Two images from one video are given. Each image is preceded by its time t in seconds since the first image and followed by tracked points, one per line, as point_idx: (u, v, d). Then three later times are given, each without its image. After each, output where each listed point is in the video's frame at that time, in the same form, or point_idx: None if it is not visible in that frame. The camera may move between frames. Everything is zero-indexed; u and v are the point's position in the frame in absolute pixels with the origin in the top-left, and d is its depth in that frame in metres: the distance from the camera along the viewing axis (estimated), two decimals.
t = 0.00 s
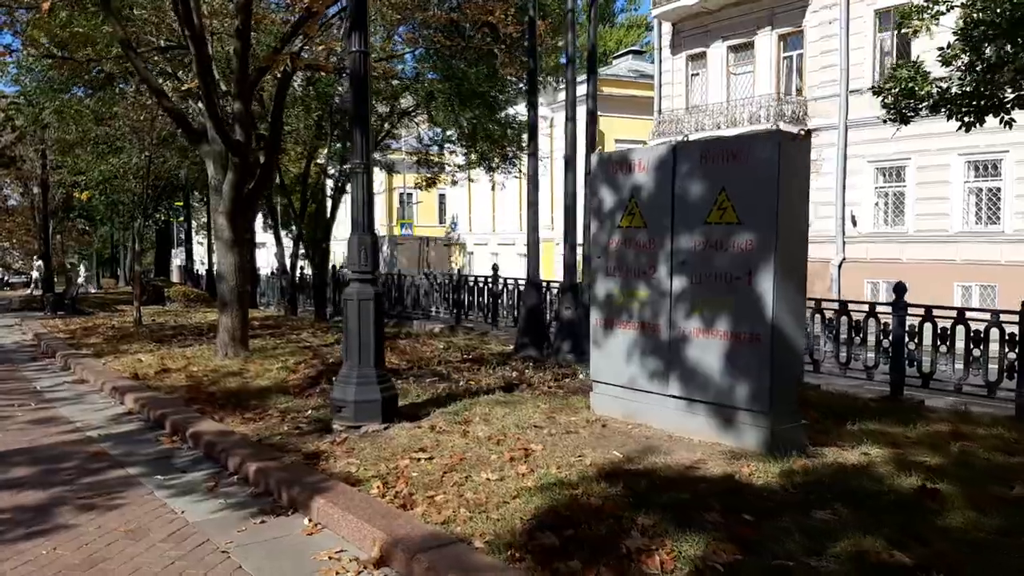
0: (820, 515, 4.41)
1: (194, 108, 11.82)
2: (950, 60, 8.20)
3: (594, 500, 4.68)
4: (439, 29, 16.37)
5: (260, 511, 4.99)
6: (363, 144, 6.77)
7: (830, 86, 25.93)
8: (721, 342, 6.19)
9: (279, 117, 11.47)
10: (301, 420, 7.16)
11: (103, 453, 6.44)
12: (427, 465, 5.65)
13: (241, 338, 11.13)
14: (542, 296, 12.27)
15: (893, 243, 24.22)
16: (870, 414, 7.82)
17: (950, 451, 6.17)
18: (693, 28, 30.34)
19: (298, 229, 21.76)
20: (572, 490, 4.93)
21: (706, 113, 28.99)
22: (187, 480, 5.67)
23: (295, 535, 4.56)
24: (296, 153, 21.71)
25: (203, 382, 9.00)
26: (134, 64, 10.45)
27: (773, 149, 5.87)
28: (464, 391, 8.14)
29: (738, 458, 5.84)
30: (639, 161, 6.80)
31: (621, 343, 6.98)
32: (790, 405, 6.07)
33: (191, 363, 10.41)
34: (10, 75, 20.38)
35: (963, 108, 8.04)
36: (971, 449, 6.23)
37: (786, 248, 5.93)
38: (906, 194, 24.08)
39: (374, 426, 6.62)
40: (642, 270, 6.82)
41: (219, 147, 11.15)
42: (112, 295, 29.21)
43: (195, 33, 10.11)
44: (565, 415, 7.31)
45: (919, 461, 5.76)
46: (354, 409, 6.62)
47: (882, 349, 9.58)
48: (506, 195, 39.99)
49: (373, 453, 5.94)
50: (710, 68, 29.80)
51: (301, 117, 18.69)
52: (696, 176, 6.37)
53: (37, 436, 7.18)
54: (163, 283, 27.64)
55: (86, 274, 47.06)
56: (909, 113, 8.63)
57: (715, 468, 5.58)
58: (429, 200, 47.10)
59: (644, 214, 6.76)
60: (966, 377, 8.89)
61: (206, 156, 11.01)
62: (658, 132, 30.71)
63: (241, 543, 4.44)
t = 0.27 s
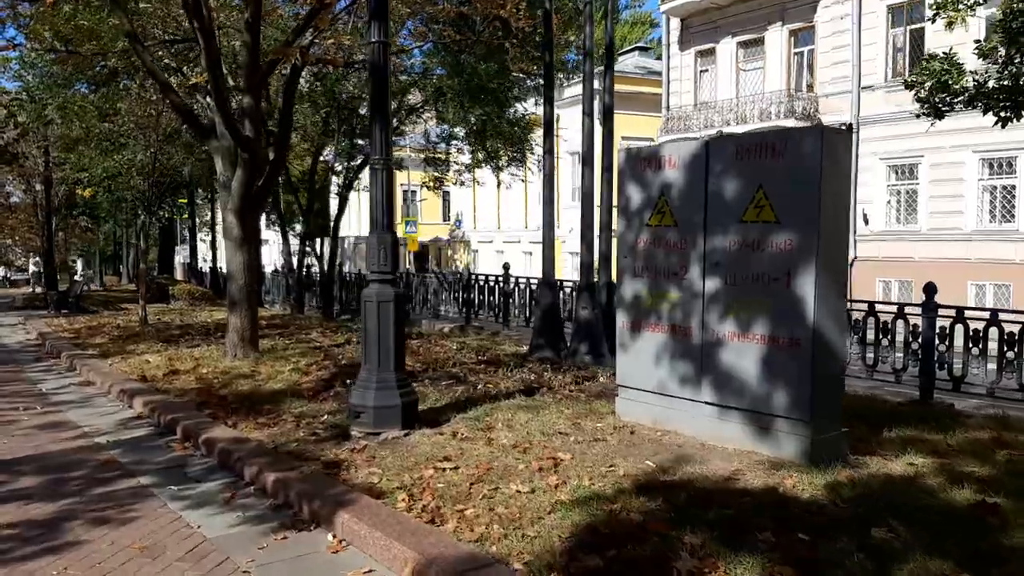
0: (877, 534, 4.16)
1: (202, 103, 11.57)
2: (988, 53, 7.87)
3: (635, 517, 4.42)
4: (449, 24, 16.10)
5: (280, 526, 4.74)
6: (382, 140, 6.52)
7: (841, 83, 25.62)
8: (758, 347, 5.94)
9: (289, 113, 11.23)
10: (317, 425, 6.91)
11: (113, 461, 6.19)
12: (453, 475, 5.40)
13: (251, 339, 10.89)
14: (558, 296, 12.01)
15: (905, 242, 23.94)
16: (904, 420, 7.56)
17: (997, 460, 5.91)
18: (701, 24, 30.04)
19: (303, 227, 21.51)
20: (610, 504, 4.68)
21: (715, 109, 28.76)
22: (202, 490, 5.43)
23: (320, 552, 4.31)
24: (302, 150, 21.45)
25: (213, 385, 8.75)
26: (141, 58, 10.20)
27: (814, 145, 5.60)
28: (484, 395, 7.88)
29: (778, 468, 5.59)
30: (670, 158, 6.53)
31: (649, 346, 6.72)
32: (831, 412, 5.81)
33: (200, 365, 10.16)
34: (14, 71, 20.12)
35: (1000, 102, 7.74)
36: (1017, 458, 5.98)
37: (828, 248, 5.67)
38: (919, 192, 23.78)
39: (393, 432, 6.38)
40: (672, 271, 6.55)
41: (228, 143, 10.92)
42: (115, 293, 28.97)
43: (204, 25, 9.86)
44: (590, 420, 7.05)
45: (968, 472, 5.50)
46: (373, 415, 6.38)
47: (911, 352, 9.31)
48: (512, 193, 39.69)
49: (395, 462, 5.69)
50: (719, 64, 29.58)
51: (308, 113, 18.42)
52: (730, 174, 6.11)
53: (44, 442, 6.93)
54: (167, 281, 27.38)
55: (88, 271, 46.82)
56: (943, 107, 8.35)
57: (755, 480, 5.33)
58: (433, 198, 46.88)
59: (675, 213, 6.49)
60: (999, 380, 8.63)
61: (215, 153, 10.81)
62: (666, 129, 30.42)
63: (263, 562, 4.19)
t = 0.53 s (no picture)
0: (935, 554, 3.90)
1: (207, 100, 11.32)
2: (1020, 49, 7.63)
3: (674, 534, 4.18)
4: (456, 22, 15.86)
5: (296, 543, 4.48)
6: (398, 136, 6.24)
7: (849, 83, 25.39)
8: (793, 353, 5.69)
9: (296, 111, 10.99)
10: (329, 433, 6.64)
11: (117, 471, 5.93)
12: (475, 487, 5.14)
13: (257, 342, 10.64)
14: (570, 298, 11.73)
15: (914, 243, 23.69)
16: (936, 427, 7.29)
17: None
18: (707, 24, 29.82)
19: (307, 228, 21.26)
20: (646, 520, 4.42)
21: (720, 110, 28.51)
22: (212, 504, 5.17)
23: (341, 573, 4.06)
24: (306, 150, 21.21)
25: (220, 390, 8.48)
26: (145, 53, 9.96)
27: (854, 142, 5.36)
28: (500, 401, 7.62)
29: (816, 480, 5.33)
30: (697, 155, 6.27)
31: (675, 351, 6.46)
32: (869, 421, 5.56)
33: (205, 369, 9.90)
34: (16, 71, 19.89)
35: None
36: None
37: (868, 250, 5.42)
38: (928, 193, 23.53)
39: (410, 441, 6.11)
40: (700, 272, 6.30)
41: (234, 141, 10.67)
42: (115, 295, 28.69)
43: (210, 20, 9.61)
44: (613, 427, 6.79)
45: (1014, 484, 5.25)
46: (389, 423, 6.10)
47: (936, 356, 9.02)
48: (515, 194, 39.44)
49: (413, 473, 5.42)
50: (725, 64, 29.36)
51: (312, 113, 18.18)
52: (764, 172, 5.86)
53: (45, 450, 6.66)
54: (168, 283, 27.11)
55: (88, 273, 46.55)
56: (971, 105, 8.10)
57: (793, 493, 5.07)
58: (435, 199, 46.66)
59: (703, 212, 6.24)
60: None
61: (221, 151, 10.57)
62: (671, 129, 30.18)
63: None
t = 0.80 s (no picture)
0: None
1: (213, 96, 11.03)
2: None
3: (726, 558, 3.87)
4: (466, 18, 15.57)
5: (317, 566, 4.16)
6: (417, 130, 5.92)
7: (860, 80, 25.05)
8: (838, 358, 5.37)
9: (304, 106, 10.69)
10: (345, 443, 6.32)
11: (123, 484, 5.60)
12: (505, 502, 4.81)
13: (264, 345, 10.34)
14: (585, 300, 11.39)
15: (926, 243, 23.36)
16: (977, 434, 6.97)
17: None
18: (714, 21, 29.52)
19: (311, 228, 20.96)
20: (693, 542, 4.11)
21: (729, 108, 28.09)
22: (224, 521, 4.85)
23: None
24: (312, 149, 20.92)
25: (227, 396, 8.17)
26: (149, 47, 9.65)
27: (905, 134, 5.04)
28: (521, 407, 7.30)
29: (867, 493, 5.02)
30: (732, 149, 5.96)
31: (708, 356, 6.15)
32: (920, 430, 5.25)
33: (211, 373, 9.59)
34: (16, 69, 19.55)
35: None
36: None
37: (919, 249, 5.11)
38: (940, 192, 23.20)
39: (431, 452, 5.79)
40: (735, 273, 5.99)
41: (240, 138, 10.37)
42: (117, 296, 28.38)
43: (217, 12, 9.31)
44: (642, 437, 6.46)
45: None
46: (408, 433, 5.78)
47: (970, 359, 8.73)
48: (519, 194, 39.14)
49: (437, 487, 5.10)
50: (733, 62, 29.04)
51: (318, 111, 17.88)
52: (805, 167, 5.54)
53: (46, 460, 6.34)
54: (171, 284, 26.81)
55: (89, 274, 46.28)
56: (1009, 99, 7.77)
57: (845, 510, 4.76)
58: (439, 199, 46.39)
59: (739, 210, 5.92)
60: None
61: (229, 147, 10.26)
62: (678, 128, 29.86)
63: None
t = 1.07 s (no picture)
0: None
1: (222, 94, 10.80)
2: None
3: None
4: (476, 16, 15.34)
5: None
6: (440, 127, 5.67)
7: (871, 80, 24.76)
8: (885, 367, 5.10)
9: (314, 104, 10.46)
10: (363, 454, 6.06)
11: (132, 498, 5.34)
12: (536, 518, 4.56)
13: (273, 349, 10.08)
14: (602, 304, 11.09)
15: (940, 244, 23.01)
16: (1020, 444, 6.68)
17: None
18: (722, 21, 29.27)
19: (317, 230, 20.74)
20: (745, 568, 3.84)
21: (738, 109, 27.93)
22: (241, 539, 4.59)
23: None
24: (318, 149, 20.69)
25: (237, 403, 7.91)
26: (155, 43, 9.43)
27: (959, 130, 4.77)
28: (543, 415, 7.04)
29: (919, 510, 4.76)
30: (769, 146, 5.70)
31: (744, 364, 5.89)
32: (972, 442, 4.98)
33: (220, 379, 9.33)
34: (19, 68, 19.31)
35: None
36: None
37: (973, 251, 4.84)
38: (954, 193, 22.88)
39: (455, 463, 5.52)
40: (772, 276, 5.72)
41: (249, 137, 10.15)
42: (120, 297, 28.14)
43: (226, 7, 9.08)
44: (672, 447, 6.20)
45: None
46: (430, 444, 5.51)
47: (1002, 365, 8.45)
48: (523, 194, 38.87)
49: (465, 502, 4.84)
50: (741, 62, 28.77)
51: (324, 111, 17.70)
52: (848, 165, 5.28)
53: (51, 471, 6.08)
54: (174, 286, 26.60)
55: (91, 275, 46.10)
56: None
57: (898, 528, 4.50)
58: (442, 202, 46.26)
59: (777, 209, 5.66)
60: None
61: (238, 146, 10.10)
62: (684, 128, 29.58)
63: None
